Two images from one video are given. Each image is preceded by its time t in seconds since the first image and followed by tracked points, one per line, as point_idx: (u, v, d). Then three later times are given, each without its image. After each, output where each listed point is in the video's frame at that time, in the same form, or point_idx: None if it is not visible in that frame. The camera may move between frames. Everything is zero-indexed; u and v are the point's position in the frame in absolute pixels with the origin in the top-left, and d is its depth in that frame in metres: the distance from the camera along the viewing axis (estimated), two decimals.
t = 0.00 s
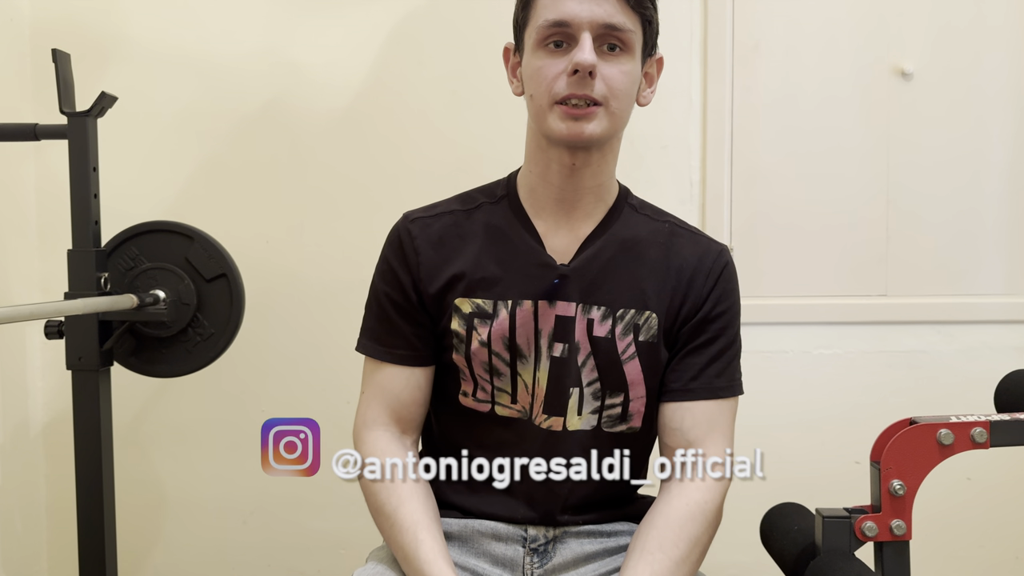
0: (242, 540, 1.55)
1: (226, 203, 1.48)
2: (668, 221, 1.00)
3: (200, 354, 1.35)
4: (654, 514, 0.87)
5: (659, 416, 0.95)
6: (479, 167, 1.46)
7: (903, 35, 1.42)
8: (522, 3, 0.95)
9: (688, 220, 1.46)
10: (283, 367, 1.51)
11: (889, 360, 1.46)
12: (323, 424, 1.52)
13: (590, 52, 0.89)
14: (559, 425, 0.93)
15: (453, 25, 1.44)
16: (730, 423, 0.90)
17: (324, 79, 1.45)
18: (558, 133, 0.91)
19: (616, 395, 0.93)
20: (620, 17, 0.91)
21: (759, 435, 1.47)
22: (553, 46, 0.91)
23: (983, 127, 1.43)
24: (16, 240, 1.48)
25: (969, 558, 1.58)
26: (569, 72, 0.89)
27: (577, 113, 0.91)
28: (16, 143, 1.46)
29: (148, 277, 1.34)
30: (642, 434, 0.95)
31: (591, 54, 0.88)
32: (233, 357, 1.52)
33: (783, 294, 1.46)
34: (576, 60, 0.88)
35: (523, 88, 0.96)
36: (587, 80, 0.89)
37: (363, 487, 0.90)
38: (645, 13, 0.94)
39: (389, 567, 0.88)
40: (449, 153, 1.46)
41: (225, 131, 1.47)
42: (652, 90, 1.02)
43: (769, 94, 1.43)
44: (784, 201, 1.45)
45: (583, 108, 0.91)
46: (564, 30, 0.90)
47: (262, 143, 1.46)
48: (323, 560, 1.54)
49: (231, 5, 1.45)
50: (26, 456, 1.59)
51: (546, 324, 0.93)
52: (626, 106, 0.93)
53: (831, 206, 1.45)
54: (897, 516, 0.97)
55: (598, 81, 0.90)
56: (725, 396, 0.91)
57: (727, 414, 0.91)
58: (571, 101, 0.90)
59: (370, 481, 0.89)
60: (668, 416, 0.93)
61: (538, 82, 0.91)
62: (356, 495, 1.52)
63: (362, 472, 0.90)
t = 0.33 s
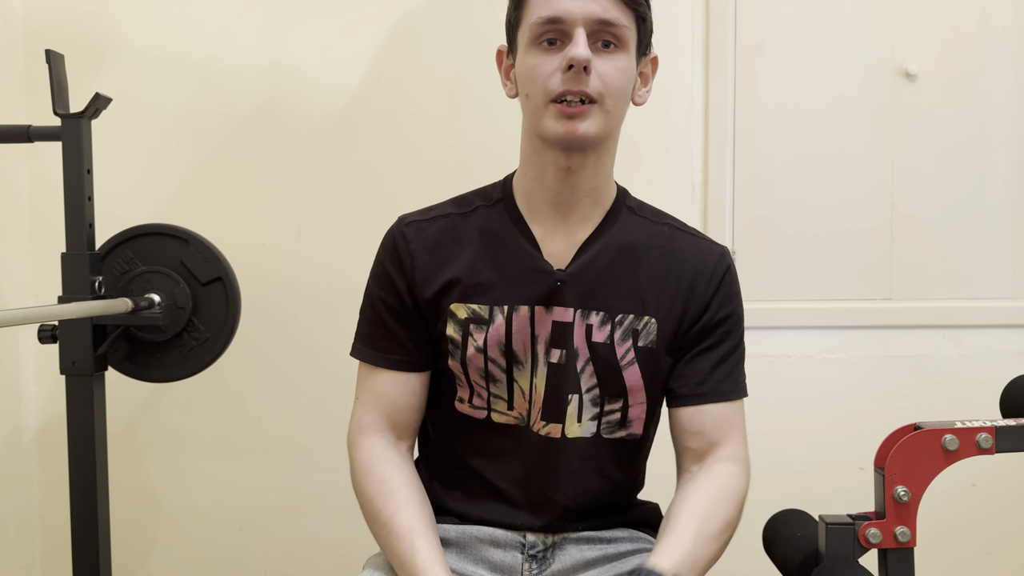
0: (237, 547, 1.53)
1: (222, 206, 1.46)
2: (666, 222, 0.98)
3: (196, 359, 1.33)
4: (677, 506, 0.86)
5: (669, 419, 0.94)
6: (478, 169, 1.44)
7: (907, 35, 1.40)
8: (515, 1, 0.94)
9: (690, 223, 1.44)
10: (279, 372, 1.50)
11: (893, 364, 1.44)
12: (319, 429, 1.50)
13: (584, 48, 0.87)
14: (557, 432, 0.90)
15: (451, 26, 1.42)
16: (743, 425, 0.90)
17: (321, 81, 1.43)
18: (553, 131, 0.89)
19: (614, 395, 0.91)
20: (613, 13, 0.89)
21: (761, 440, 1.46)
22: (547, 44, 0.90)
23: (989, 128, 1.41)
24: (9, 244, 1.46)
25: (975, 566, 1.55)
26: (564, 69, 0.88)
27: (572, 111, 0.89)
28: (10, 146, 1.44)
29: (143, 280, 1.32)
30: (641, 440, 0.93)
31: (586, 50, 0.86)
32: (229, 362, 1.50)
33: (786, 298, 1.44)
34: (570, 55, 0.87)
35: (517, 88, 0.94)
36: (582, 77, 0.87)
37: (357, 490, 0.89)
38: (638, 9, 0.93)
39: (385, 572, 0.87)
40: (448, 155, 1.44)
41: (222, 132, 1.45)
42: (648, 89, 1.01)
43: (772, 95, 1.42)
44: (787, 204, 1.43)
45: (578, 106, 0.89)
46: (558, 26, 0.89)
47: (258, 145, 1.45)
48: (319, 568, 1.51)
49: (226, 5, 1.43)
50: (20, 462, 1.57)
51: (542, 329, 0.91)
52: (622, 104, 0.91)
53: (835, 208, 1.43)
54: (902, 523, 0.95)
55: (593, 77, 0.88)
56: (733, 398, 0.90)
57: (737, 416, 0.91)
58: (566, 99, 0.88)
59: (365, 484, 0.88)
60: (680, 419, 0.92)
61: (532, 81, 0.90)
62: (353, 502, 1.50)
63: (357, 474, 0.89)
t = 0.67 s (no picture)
0: (232, 553, 1.51)
1: (217, 209, 1.45)
2: (660, 213, 0.98)
3: (192, 363, 1.31)
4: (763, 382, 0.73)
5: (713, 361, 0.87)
6: (477, 171, 1.43)
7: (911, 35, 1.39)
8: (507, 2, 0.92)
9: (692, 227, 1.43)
10: (275, 377, 1.48)
11: (897, 369, 1.43)
12: (316, 435, 1.48)
13: (575, 53, 0.85)
14: (568, 429, 0.89)
15: (450, 27, 1.40)
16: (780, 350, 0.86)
17: (318, 83, 1.42)
18: (543, 137, 0.87)
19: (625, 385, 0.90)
20: (606, 15, 0.87)
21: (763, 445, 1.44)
22: (538, 47, 0.88)
23: (995, 129, 1.40)
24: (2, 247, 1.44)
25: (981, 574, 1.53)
26: (554, 74, 0.86)
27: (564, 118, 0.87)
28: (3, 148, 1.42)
29: (138, 284, 1.30)
30: (645, 439, 0.92)
31: (576, 55, 0.84)
32: (224, 367, 1.49)
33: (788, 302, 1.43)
34: (561, 61, 0.85)
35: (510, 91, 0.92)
36: (573, 83, 0.85)
37: (354, 499, 0.87)
38: (632, 9, 0.91)
39: None
40: (447, 158, 1.43)
41: (218, 134, 1.43)
42: (643, 89, 0.99)
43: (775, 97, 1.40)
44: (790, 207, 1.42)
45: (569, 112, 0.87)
46: (548, 29, 0.87)
47: (254, 147, 1.43)
48: None
49: (222, 6, 1.42)
50: (13, 467, 1.55)
51: (539, 332, 0.89)
52: (616, 107, 0.89)
53: (836, 212, 1.42)
54: (906, 530, 0.93)
55: (585, 83, 0.86)
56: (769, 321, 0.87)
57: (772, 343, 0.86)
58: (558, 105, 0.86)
59: (362, 493, 0.86)
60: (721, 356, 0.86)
61: (523, 86, 0.88)
62: (350, 509, 1.48)
63: (353, 483, 0.87)
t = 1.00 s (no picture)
0: (228, 561, 1.48)
1: (213, 212, 1.43)
2: (655, 207, 0.97)
3: (187, 369, 1.29)
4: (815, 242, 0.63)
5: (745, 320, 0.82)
6: (476, 174, 1.41)
7: (915, 36, 1.37)
8: (514, 1, 0.88)
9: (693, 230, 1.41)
10: (271, 382, 1.46)
11: (900, 375, 1.41)
12: (312, 441, 1.46)
13: (583, 69, 0.82)
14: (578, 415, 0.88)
15: (448, 27, 1.39)
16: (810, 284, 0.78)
17: (314, 84, 1.40)
18: (548, 151, 0.85)
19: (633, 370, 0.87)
20: (617, 26, 0.84)
21: (766, 451, 1.42)
22: (545, 56, 0.85)
23: (1000, 130, 1.38)
24: None
25: None
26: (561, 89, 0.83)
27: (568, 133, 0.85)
28: None
29: (132, 288, 1.28)
30: (654, 434, 0.90)
31: (585, 72, 0.81)
32: (220, 371, 1.46)
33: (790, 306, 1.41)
34: (567, 78, 0.82)
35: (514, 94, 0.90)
36: (580, 100, 0.82)
37: (352, 510, 0.85)
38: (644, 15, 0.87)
39: None
40: (445, 160, 1.41)
41: (213, 136, 1.42)
42: (651, 92, 0.96)
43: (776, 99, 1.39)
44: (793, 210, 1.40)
45: (574, 127, 0.85)
46: (557, 38, 0.84)
47: (250, 149, 1.41)
48: None
49: (217, 6, 1.40)
50: (6, 474, 1.53)
51: (542, 333, 0.88)
52: (622, 119, 0.87)
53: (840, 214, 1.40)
54: (911, 537, 0.91)
55: (592, 100, 0.83)
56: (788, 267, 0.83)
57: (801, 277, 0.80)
58: (563, 120, 0.84)
59: (360, 502, 0.84)
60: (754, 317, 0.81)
61: (528, 97, 0.85)
62: (345, 518, 1.46)
63: (352, 493, 0.85)
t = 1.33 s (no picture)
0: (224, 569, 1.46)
1: (209, 215, 1.41)
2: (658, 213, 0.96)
3: (181, 374, 1.27)
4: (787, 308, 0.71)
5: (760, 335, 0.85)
6: (476, 176, 1.39)
7: (920, 36, 1.36)
8: (529, 5, 0.84)
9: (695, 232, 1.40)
10: (267, 388, 1.44)
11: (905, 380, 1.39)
12: (309, 447, 1.44)
13: (597, 88, 0.80)
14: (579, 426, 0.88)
15: (446, 27, 1.37)
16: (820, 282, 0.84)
17: (311, 85, 1.38)
18: (556, 164, 0.84)
19: (636, 383, 0.87)
20: (634, 42, 0.81)
21: (769, 457, 1.40)
22: (558, 68, 0.82)
23: (1006, 132, 1.37)
24: None
25: None
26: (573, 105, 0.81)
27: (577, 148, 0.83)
28: None
29: (127, 292, 1.26)
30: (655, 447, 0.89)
31: (598, 91, 0.79)
32: (216, 376, 1.45)
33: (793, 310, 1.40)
34: (579, 95, 0.79)
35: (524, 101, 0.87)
36: (591, 118, 0.81)
37: (350, 515, 0.83)
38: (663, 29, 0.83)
39: None
40: (444, 162, 1.39)
41: (209, 138, 1.40)
42: (664, 102, 0.93)
43: (780, 99, 1.37)
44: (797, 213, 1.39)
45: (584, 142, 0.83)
46: (571, 51, 0.81)
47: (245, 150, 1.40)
48: None
49: (213, 5, 1.38)
50: None
51: (545, 341, 0.86)
52: (632, 134, 0.85)
53: (844, 217, 1.38)
54: (916, 544, 0.87)
55: (604, 117, 0.81)
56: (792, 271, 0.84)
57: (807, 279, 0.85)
58: (573, 135, 0.83)
59: (359, 507, 0.82)
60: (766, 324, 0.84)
61: (538, 109, 0.83)
62: (342, 526, 1.44)
63: (349, 497, 0.83)
